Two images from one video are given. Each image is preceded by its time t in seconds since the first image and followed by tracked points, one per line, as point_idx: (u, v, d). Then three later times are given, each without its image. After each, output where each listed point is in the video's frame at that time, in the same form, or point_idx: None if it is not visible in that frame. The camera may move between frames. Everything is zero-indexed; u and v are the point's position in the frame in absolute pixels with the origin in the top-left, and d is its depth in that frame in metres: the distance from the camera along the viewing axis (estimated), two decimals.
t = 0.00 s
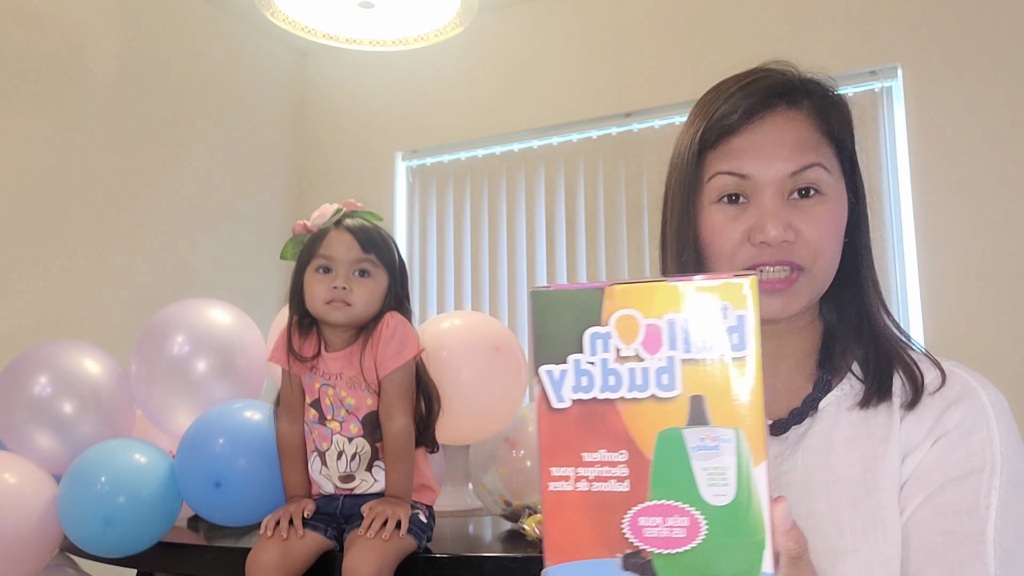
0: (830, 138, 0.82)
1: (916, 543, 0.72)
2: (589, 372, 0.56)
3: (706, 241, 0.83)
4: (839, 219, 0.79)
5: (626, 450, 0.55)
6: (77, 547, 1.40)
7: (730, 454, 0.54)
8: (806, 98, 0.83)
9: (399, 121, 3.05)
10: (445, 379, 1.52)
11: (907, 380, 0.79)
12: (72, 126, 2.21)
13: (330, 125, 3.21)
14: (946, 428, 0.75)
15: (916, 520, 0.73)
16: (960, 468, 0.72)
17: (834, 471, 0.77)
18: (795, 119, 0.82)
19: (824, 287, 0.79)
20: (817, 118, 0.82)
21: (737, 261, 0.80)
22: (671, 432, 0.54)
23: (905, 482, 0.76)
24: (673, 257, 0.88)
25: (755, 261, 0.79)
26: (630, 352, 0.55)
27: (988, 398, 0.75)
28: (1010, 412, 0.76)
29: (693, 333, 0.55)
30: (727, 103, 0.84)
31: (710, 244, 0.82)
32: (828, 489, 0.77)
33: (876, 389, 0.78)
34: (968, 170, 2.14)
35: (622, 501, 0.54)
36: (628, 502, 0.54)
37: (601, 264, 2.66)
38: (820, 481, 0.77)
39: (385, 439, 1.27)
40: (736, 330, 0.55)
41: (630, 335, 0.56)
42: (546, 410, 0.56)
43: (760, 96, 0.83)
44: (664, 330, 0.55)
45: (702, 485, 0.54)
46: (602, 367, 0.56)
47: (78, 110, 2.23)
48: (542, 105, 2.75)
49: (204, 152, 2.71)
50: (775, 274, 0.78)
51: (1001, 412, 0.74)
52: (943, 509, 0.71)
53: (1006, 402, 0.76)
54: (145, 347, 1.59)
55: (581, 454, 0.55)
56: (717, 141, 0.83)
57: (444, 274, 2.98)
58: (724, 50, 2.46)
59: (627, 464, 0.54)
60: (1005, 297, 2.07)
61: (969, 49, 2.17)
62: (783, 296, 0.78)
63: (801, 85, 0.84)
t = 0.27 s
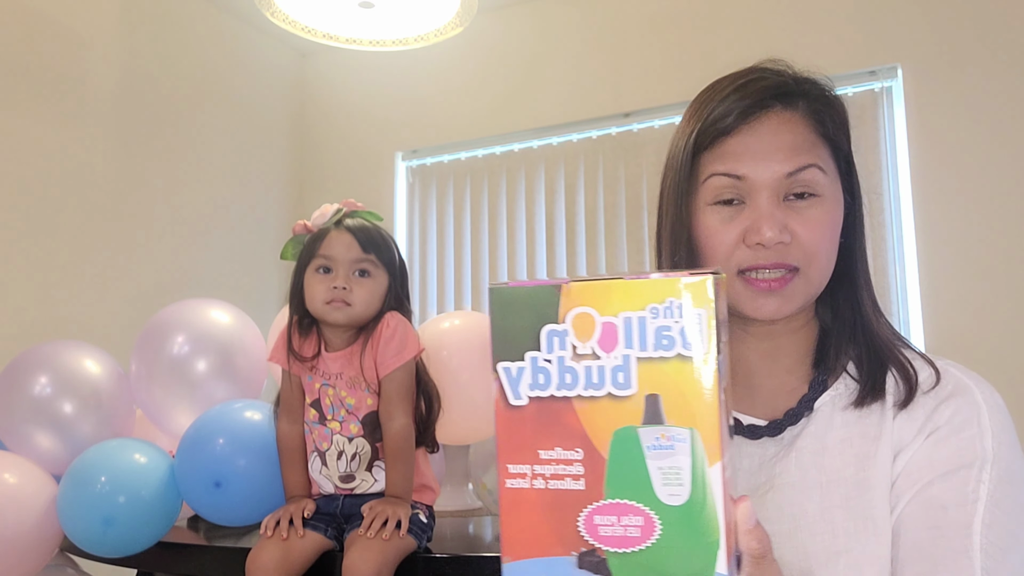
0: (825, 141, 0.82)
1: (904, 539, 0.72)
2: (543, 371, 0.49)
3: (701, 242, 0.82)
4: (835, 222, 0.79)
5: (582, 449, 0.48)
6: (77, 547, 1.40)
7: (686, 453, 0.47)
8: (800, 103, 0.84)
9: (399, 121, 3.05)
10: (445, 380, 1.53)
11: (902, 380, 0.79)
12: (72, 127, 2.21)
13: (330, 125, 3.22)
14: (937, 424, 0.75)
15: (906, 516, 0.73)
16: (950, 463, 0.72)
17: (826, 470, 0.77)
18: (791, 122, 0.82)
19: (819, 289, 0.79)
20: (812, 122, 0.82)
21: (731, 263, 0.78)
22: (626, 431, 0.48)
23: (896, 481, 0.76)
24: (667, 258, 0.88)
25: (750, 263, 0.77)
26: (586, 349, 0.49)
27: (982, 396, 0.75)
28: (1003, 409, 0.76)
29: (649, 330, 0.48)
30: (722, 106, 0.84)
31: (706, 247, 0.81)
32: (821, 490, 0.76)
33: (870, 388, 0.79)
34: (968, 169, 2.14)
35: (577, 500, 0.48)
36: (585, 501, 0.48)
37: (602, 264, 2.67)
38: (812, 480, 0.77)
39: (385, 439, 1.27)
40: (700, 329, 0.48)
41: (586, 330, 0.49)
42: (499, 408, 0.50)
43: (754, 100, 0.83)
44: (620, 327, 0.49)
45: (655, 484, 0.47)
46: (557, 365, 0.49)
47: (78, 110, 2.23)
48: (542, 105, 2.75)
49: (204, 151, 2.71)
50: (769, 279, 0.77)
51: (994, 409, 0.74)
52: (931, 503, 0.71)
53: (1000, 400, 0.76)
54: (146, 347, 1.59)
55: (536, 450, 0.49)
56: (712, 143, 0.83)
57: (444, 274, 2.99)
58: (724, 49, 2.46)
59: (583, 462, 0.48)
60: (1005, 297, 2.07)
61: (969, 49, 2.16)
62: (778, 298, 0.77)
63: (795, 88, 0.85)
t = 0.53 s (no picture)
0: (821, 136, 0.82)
1: (897, 539, 0.72)
2: (518, 374, 0.50)
3: (697, 237, 0.83)
4: (829, 216, 0.79)
5: (558, 450, 0.49)
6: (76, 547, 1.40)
7: (659, 458, 0.48)
8: (797, 97, 0.84)
9: (399, 121, 3.05)
10: (445, 380, 1.53)
11: (896, 380, 0.78)
12: (72, 126, 2.21)
13: (330, 124, 3.22)
14: (930, 424, 0.75)
15: (899, 516, 0.73)
16: (943, 463, 0.72)
17: (820, 470, 0.77)
18: (786, 117, 0.82)
19: (813, 283, 0.79)
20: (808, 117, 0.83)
21: (725, 257, 0.79)
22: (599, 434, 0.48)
23: (890, 480, 0.75)
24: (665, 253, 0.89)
25: (744, 257, 0.78)
26: (562, 353, 0.49)
27: (976, 395, 0.74)
28: (999, 408, 0.75)
29: (625, 334, 0.48)
30: (718, 99, 0.84)
31: (701, 239, 0.82)
32: (814, 490, 0.76)
33: (864, 388, 0.78)
34: (968, 170, 2.14)
35: (552, 502, 0.49)
36: (559, 502, 0.49)
37: (602, 264, 2.67)
38: (805, 480, 0.77)
39: (386, 439, 1.27)
40: (674, 330, 0.47)
41: (561, 333, 0.49)
42: (477, 409, 0.51)
43: (752, 94, 0.83)
44: (596, 330, 0.49)
45: (629, 487, 0.48)
46: (534, 367, 0.50)
47: (78, 110, 2.23)
48: (543, 105, 2.75)
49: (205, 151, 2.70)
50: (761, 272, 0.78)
51: (989, 408, 0.74)
52: (923, 504, 0.71)
53: (995, 399, 0.76)
54: (146, 347, 1.60)
55: (513, 451, 0.50)
56: (708, 137, 0.84)
57: (444, 274, 2.99)
58: (723, 49, 2.47)
59: (557, 464, 0.49)
60: (1004, 297, 2.08)
61: (969, 49, 2.16)
62: (772, 292, 0.78)
63: (792, 83, 0.84)
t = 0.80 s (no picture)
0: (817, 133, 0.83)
1: (895, 540, 0.72)
2: (514, 377, 0.50)
3: (693, 233, 0.83)
4: (825, 210, 0.79)
5: (553, 455, 0.49)
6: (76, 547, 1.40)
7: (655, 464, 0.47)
8: (793, 93, 0.85)
9: (398, 121, 3.05)
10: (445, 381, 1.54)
11: (893, 380, 0.78)
12: (72, 126, 2.21)
13: (330, 124, 3.22)
14: (927, 424, 0.74)
15: (896, 517, 0.73)
16: (941, 463, 0.71)
17: (816, 471, 0.77)
18: (782, 113, 0.83)
19: (809, 279, 0.79)
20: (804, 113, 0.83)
21: (722, 251, 0.79)
22: (597, 439, 0.48)
23: (887, 481, 0.76)
24: (664, 249, 0.89)
25: (741, 251, 0.78)
26: (557, 356, 0.49)
27: (975, 395, 0.74)
28: (998, 408, 0.74)
29: (621, 338, 0.48)
30: (714, 95, 0.84)
31: (697, 235, 0.82)
32: (812, 491, 0.76)
33: (860, 388, 0.78)
34: (967, 170, 2.14)
35: (546, 508, 0.49)
36: (554, 508, 0.49)
37: (602, 264, 2.67)
38: (802, 481, 0.77)
39: (387, 439, 1.27)
40: (672, 332, 0.47)
41: (556, 336, 0.49)
42: (472, 412, 0.51)
43: (746, 90, 0.84)
44: (592, 333, 0.49)
45: (624, 493, 0.48)
46: (529, 371, 0.50)
47: (78, 110, 2.23)
48: (543, 105, 2.75)
49: (205, 151, 2.70)
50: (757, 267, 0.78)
51: (988, 408, 0.73)
52: (920, 505, 0.71)
53: (995, 398, 0.75)
54: (146, 346, 1.59)
55: (508, 456, 0.50)
56: (704, 132, 0.84)
57: (444, 274, 2.99)
58: (723, 49, 2.47)
59: (552, 469, 0.49)
60: (1003, 297, 2.08)
61: (969, 49, 2.17)
62: (769, 286, 0.78)
63: (787, 81, 0.85)
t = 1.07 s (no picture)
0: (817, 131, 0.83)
1: (895, 541, 0.72)
2: (516, 378, 0.50)
3: (693, 231, 0.83)
4: (824, 209, 0.80)
5: (556, 456, 0.49)
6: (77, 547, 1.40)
7: (657, 467, 0.48)
8: (792, 91, 0.85)
9: (398, 121, 3.05)
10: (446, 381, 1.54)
11: (892, 380, 0.79)
12: (72, 126, 2.21)
13: (330, 124, 3.22)
14: (927, 425, 0.75)
15: (896, 519, 0.73)
16: (940, 465, 0.72)
17: (816, 471, 0.77)
18: (781, 111, 0.83)
19: (808, 277, 0.80)
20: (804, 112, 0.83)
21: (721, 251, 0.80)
22: (600, 441, 0.48)
23: (887, 482, 0.76)
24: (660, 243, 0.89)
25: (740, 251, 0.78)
26: (561, 359, 0.49)
27: (974, 396, 0.74)
28: (996, 409, 0.75)
29: (625, 341, 0.48)
30: (713, 93, 0.85)
31: (696, 233, 0.83)
32: (812, 491, 0.76)
33: (859, 389, 0.79)
34: (967, 170, 2.14)
35: (549, 508, 0.49)
36: (556, 509, 0.49)
37: (602, 264, 2.67)
38: (802, 482, 0.77)
39: (387, 439, 1.27)
40: (675, 336, 0.47)
41: (559, 338, 0.50)
42: (475, 413, 0.51)
43: (746, 88, 0.84)
44: (596, 336, 0.49)
45: (626, 496, 0.48)
46: (533, 373, 0.50)
47: (78, 110, 2.23)
48: (543, 105, 2.75)
49: (205, 150, 2.70)
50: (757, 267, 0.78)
51: (987, 410, 0.73)
52: (920, 506, 0.71)
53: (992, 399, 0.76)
54: (146, 346, 1.59)
55: (511, 457, 0.50)
56: (703, 131, 0.84)
57: (444, 274, 2.99)
58: (723, 49, 2.47)
59: (555, 471, 0.49)
60: (1003, 297, 2.08)
61: (969, 50, 2.17)
62: (768, 286, 0.78)
63: (786, 80, 0.85)
